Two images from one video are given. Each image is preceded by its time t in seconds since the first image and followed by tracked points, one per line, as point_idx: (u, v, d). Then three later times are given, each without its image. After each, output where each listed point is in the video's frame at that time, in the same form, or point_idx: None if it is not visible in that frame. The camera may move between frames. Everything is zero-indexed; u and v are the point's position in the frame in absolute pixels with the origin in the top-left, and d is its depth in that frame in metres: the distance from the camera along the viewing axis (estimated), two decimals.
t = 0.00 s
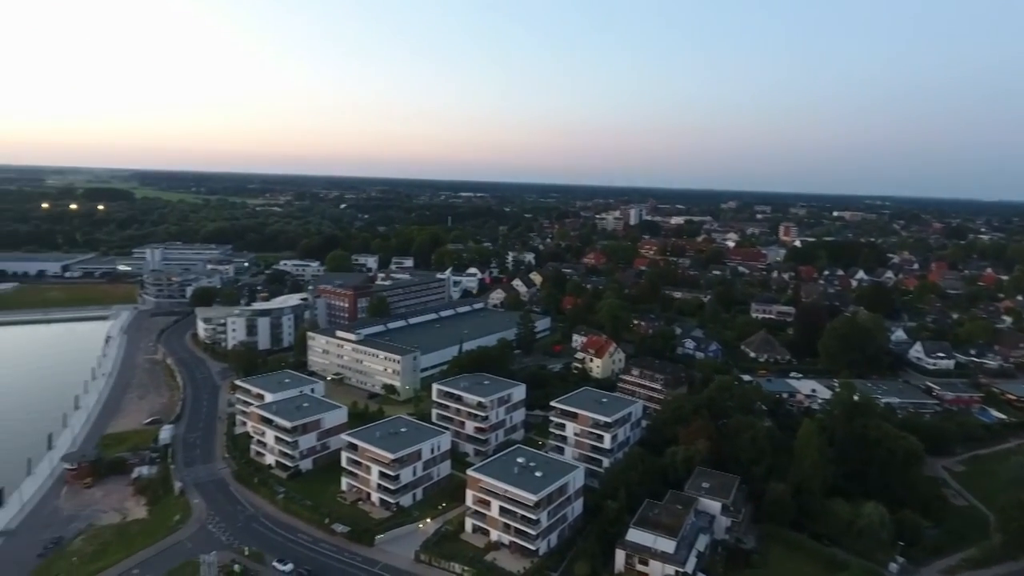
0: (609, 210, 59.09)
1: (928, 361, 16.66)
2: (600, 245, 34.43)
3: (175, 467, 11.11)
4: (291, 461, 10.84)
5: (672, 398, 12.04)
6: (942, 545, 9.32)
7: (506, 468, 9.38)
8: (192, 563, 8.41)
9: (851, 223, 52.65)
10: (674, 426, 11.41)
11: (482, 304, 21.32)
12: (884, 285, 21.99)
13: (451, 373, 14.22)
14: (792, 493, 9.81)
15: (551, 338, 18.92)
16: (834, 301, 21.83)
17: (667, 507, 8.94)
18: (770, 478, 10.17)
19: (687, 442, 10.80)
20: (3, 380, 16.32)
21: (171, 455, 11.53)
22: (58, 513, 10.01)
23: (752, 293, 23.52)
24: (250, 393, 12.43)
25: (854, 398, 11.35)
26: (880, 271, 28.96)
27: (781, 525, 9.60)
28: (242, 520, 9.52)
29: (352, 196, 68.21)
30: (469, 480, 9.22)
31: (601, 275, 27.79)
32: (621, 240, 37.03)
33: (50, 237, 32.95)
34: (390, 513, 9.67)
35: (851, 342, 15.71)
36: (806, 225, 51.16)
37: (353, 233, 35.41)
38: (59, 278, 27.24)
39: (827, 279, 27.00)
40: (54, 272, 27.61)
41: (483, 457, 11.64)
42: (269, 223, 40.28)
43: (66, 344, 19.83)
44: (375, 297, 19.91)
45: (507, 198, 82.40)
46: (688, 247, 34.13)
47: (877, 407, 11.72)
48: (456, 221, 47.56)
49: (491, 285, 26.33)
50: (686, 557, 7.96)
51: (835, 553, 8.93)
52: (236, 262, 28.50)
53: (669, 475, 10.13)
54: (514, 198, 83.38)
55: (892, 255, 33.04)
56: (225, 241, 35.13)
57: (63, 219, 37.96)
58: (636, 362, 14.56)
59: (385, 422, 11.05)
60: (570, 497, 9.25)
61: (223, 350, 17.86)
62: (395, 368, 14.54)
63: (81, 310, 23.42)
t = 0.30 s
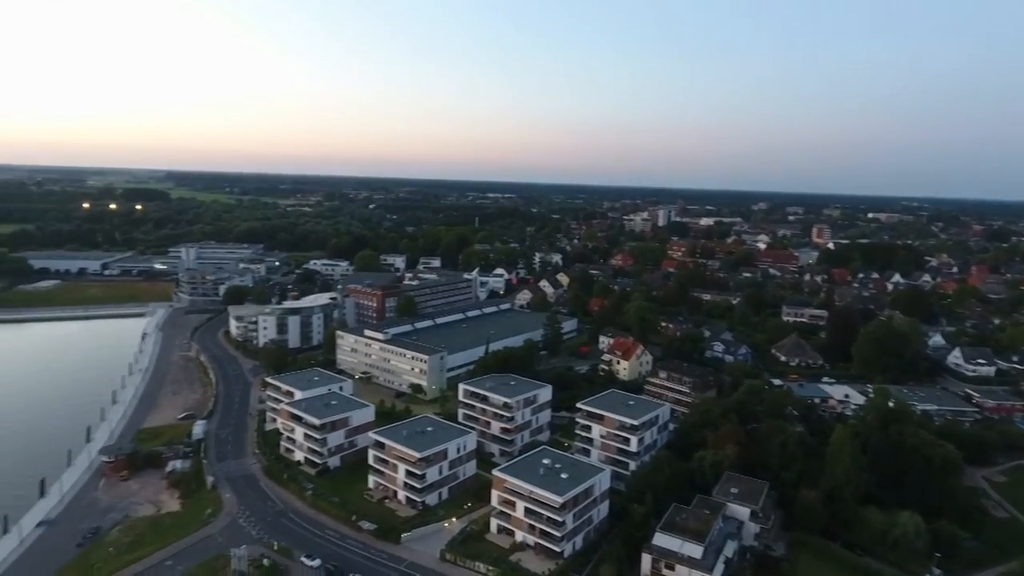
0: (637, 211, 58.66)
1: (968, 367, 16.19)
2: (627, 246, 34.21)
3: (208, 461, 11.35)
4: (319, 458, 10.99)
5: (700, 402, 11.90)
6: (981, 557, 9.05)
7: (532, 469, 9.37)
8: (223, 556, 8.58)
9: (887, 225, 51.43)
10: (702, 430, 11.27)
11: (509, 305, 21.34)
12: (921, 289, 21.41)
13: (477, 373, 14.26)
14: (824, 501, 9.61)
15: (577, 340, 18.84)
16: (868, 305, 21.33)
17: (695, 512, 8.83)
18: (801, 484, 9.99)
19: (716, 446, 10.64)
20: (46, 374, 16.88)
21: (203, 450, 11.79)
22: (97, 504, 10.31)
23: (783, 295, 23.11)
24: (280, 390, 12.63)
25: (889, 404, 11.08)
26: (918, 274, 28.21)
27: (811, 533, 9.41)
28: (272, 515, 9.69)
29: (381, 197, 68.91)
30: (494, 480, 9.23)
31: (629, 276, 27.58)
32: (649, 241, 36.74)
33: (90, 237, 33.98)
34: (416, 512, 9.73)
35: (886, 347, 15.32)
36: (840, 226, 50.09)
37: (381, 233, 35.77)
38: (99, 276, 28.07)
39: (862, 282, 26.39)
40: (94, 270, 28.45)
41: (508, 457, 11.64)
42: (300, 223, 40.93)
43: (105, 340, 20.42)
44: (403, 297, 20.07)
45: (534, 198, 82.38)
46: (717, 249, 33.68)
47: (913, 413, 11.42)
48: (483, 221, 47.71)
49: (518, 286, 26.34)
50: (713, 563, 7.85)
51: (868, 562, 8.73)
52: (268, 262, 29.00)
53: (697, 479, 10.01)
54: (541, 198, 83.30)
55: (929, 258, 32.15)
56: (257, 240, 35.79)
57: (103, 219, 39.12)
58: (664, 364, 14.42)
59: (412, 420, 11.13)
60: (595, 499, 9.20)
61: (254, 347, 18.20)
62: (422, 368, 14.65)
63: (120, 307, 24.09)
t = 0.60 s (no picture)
0: (666, 212, 58.10)
1: (1010, 375, 15.65)
2: (656, 248, 33.91)
3: (238, 457, 11.57)
4: (347, 456, 11.12)
5: (729, 406, 11.73)
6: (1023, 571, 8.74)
7: (558, 471, 9.34)
8: (253, 550, 8.74)
9: (925, 227, 50.08)
10: (731, 435, 11.09)
11: (535, 306, 21.31)
12: (961, 294, 20.77)
13: (503, 373, 14.27)
14: (856, 509, 9.39)
15: (604, 342, 18.73)
16: (905, 309, 20.77)
17: (723, 518, 8.70)
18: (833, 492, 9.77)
19: (745, 451, 10.47)
20: (86, 369, 17.39)
21: (235, 446, 12.02)
22: (132, 496, 10.58)
23: (815, 299, 22.65)
24: (309, 388, 12.81)
25: (926, 411, 10.77)
26: (957, 278, 27.39)
27: (844, 542, 9.20)
28: (300, 511, 9.83)
29: (409, 198, 69.47)
30: (520, 481, 9.23)
31: (657, 278, 27.32)
32: (678, 242, 36.36)
33: (128, 236, 34.93)
34: (441, 511, 9.78)
35: (923, 353, 14.90)
36: (875, 229, 48.91)
37: (409, 234, 36.05)
38: (136, 275, 28.84)
39: (898, 286, 25.72)
40: (131, 268, 29.24)
41: (534, 459, 11.63)
42: (330, 223, 41.50)
43: (141, 336, 20.97)
44: (430, 297, 20.20)
45: (562, 199, 82.16)
46: (748, 251, 33.17)
47: (951, 421, 11.10)
48: (510, 222, 47.77)
49: (544, 287, 26.29)
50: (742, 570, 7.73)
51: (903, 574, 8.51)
52: (298, 262, 29.45)
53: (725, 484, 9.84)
54: (569, 199, 83.07)
55: (969, 262, 31.19)
56: (288, 241, 36.38)
57: (141, 219, 40.21)
58: (692, 368, 14.25)
59: (438, 420, 11.18)
60: (621, 502, 9.12)
61: (284, 345, 18.50)
62: (448, 368, 14.72)
63: (155, 305, 24.71)
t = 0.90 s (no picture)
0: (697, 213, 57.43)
1: None
2: (686, 249, 33.53)
3: (270, 453, 11.78)
4: (375, 454, 11.23)
5: (760, 411, 11.53)
6: None
7: (585, 473, 9.29)
8: (282, 545, 8.88)
9: (967, 230, 48.58)
10: (761, 440, 10.90)
11: (563, 307, 21.24)
12: (1004, 298, 20.10)
13: (530, 374, 14.26)
14: (892, 519, 9.14)
15: (632, 344, 18.57)
16: (944, 314, 20.16)
17: (753, 524, 8.55)
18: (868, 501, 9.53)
19: (776, 457, 10.28)
20: (125, 364, 17.90)
21: (266, 442, 12.25)
22: (168, 489, 10.85)
23: (850, 303, 22.13)
24: (339, 386, 12.97)
25: (966, 420, 10.45)
26: (1000, 283, 26.48)
27: (878, 552, 8.97)
28: (329, 508, 9.95)
29: (438, 199, 69.94)
30: (546, 482, 9.20)
31: (686, 280, 27.01)
32: (708, 244, 35.90)
33: (166, 235, 35.84)
34: (467, 510, 9.81)
35: (964, 359, 14.44)
36: (914, 231, 47.61)
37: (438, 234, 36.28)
38: (173, 273, 29.57)
39: (937, 290, 24.97)
40: (168, 267, 29.99)
41: (561, 460, 11.59)
42: (360, 224, 41.99)
43: (177, 334, 21.48)
44: (458, 297, 20.29)
45: (590, 200, 81.82)
46: (780, 253, 32.58)
47: (993, 430, 10.74)
48: (538, 223, 47.74)
49: (572, 289, 26.20)
50: None
51: None
52: (329, 262, 29.87)
53: (755, 490, 9.67)
54: (597, 200, 82.71)
55: (1014, 265, 30.14)
56: (319, 241, 36.91)
57: (178, 219, 41.23)
58: (722, 371, 14.04)
59: (465, 420, 11.22)
60: (649, 506, 9.03)
61: (315, 344, 18.78)
62: (476, 368, 14.77)
63: (191, 303, 25.29)
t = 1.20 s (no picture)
0: (728, 215, 56.62)
1: None
2: (716, 251, 33.09)
3: (300, 450, 11.97)
4: (403, 452, 11.32)
5: (792, 416, 11.30)
6: None
7: (612, 476, 9.23)
8: (312, 541, 9.01)
9: (1011, 233, 46.96)
10: (793, 446, 10.69)
11: (591, 309, 21.14)
12: None
13: (558, 376, 14.23)
14: (931, 529, 8.86)
15: (661, 346, 18.40)
16: (987, 319, 19.51)
17: (785, 532, 8.39)
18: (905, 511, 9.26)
19: (809, 464, 10.06)
20: (163, 360, 18.39)
21: (297, 439, 12.45)
22: (202, 483, 11.11)
23: (887, 307, 21.57)
24: (368, 384, 13.12)
25: (1009, 430, 10.09)
26: None
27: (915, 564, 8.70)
28: (358, 504, 10.07)
29: (467, 200, 70.31)
30: (573, 485, 9.17)
31: (717, 283, 26.66)
32: (739, 246, 35.37)
33: (202, 235, 36.71)
34: (494, 511, 9.82)
35: (1008, 366, 13.94)
36: (955, 233, 46.20)
37: (466, 235, 36.45)
38: (208, 273, 30.26)
39: (980, 294, 24.19)
40: (204, 266, 30.71)
41: (588, 463, 11.53)
42: (390, 224, 42.42)
43: (211, 331, 21.94)
44: (486, 298, 20.36)
45: (619, 201, 81.32)
46: (815, 256, 31.93)
47: None
48: (567, 225, 47.63)
49: (601, 290, 26.06)
50: None
51: None
52: (359, 262, 30.24)
53: (787, 497, 9.47)
54: (627, 201, 82.15)
55: None
56: (349, 241, 37.39)
57: (213, 219, 42.20)
58: (754, 376, 13.81)
59: (492, 420, 11.24)
60: (677, 511, 8.93)
61: (345, 342, 19.03)
62: (503, 368, 14.81)
63: (225, 301, 25.85)
